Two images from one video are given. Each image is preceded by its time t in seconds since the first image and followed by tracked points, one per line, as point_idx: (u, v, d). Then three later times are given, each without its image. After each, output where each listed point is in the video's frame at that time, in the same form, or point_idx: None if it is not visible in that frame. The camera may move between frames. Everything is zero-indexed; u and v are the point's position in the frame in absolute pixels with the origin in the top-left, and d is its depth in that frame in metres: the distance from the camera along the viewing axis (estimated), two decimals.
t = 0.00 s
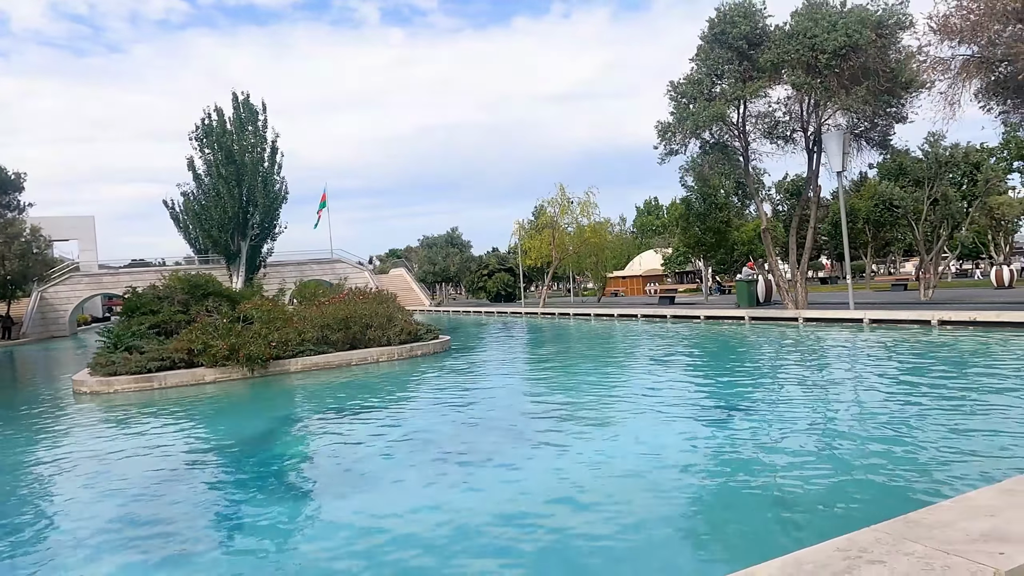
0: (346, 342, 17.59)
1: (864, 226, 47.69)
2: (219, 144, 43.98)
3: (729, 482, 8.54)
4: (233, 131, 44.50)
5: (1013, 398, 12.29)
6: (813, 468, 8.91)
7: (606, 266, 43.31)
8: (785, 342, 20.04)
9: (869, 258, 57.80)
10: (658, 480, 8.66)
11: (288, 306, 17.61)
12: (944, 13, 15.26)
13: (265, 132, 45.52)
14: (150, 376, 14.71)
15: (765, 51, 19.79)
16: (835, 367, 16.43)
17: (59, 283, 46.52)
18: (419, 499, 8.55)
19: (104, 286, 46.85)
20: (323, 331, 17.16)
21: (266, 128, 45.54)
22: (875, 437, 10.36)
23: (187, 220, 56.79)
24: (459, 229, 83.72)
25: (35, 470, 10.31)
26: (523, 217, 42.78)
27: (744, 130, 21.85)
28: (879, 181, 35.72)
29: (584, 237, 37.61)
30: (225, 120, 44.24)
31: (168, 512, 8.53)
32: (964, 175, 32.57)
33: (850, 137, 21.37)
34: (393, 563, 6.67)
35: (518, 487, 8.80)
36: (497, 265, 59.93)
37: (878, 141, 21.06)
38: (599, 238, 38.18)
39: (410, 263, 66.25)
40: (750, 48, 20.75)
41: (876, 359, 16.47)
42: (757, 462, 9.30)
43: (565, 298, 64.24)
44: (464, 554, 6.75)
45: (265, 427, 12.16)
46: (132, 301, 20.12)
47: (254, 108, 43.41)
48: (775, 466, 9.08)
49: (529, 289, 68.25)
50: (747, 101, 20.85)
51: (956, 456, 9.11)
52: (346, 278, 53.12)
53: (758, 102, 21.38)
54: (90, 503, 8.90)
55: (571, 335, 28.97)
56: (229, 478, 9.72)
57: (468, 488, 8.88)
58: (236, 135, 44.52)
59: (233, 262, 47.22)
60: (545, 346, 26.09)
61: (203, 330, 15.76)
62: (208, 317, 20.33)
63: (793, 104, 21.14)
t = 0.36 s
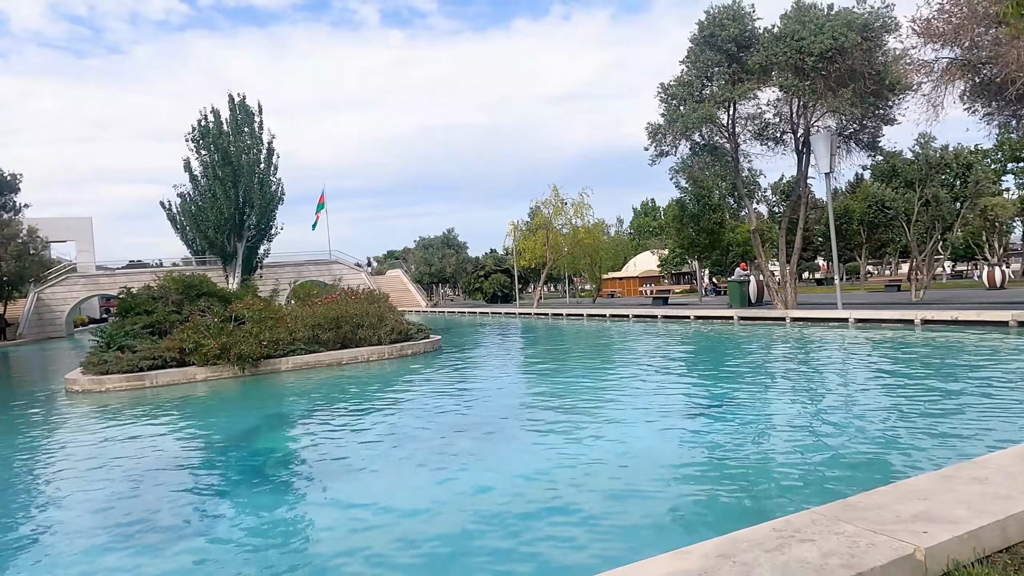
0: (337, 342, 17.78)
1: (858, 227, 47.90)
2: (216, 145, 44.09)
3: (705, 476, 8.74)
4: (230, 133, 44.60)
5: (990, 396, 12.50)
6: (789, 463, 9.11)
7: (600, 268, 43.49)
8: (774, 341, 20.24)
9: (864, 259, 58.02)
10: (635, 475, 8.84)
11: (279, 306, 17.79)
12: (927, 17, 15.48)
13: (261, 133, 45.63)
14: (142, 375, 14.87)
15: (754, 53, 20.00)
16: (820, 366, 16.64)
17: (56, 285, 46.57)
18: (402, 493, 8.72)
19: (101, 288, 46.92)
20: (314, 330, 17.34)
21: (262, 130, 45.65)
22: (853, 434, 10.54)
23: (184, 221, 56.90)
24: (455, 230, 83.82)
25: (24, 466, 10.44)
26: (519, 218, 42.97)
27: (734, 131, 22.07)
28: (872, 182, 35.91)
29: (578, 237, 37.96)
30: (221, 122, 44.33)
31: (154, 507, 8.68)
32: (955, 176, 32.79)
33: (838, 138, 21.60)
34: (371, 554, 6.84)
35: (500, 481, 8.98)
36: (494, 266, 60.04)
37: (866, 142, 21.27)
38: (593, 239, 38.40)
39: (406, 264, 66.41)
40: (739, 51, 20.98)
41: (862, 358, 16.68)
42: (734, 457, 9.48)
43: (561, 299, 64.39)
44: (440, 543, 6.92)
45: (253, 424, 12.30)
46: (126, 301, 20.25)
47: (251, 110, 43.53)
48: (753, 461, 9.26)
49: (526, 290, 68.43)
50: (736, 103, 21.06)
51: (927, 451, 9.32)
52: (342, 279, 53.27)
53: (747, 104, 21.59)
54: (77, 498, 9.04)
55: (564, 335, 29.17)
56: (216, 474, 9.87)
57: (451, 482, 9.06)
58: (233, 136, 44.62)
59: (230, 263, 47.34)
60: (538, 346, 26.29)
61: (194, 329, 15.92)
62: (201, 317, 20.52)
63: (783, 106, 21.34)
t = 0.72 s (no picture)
0: (335, 342, 17.96)
1: (861, 227, 47.80)
2: (219, 147, 44.29)
3: (690, 464, 8.84)
4: (233, 134, 44.79)
5: (980, 395, 12.57)
6: (776, 457, 9.19)
7: (602, 269, 43.59)
8: (771, 341, 20.30)
9: (868, 260, 57.91)
10: (620, 462, 8.95)
11: (277, 307, 17.98)
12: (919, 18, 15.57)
13: (264, 135, 45.82)
14: (141, 375, 15.06)
15: (749, 54, 20.10)
16: (813, 366, 16.73)
17: (61, 286, 46.82)
18: (390, 474, 8.81)
19: (106, 288, 47.16)
20: (311, 331, 17.53)
21: (265, 131, 45.86)
22: (841, 432, 10.64)
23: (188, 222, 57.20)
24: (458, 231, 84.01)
25: (21, 459, 10.59)
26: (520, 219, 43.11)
27: (730, 132, 22.18)
28: (874, 183, 35.87)
29: (578, 238, 38.08)
30: (225, 124, 44.52)
31: (146, 491, 8.78)
32: (956, 176, 32.74)
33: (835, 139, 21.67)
34: (353, 532, 6.95)
35: (488, 465, 9.09)
36: (496, 267, 60.15)
37: (864, 143, 21.33)
38: (594, 239, 38.49)
39: (409, 265, 66.60)
40: (735, 52, 21.10)
41: (858, 358, 16.75)
42: (721, 451, 9.57)
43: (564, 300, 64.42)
44: (421, 521, 7.04)
45: (250, 420, 12.41)
46: (128, 301, 20.47)
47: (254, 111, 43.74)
48: (741, 454, 9.34)
49: (528, 291, 68.51)
50: (733, 104, 21.16)
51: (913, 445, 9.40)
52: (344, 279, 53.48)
53: (744, 105, 21.69)
54: (73, 486, 9.15)
55: (564, 335, 29.29)
56: (210, 461, 9.97)
57: (440, 466, 9.15)
58: (236, 138, 44.80)
59: (233, 264, 47.56)
60: (537, 345, 26.41)
61: (193, 330, 16.11)
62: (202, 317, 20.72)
63: (780, 107, 21.43)
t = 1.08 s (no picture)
0: (344, 339, 18.23)
1: (874, 223, 47.48)
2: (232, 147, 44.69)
3: (690, 457, 8.96)
4: (246, 134, 45.15)
5: (983, 391, 12.59)
6: (776, 450, 9.29)
7: (612, 266, 43.67)
8: (779, 337, 20.33)
9: (880, 257, 57.54)
10: (622, 454, 9.09)
11: (286, 305, 18.28)
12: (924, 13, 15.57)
13: (276, 135, 46.14)
14: (154, 371, 15.40)
15: (756, 51, 20.13)
16: (820, 362, 16.78)
17: (79, 284, 47.55)
18: (396, 466, 9.00)
19: (123, 287, 47.81)
20: (320, 328, 17.80)
21: (277, 131, 46.18)
22: (844, 427, 10.71)
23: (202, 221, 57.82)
24: (470, 229, 84.36)
25: (41, 450, 10.89)
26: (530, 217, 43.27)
27: (737, 129, 22.21)
28: (886, 179, 35.69)
29: (588, 236, 38.14)
30: (237, 124, 44.88)
31: (162, 478, 9.02)
32: (969, 172, 32.51)
33: (843, 135, 21.66)
34: (358, 516, 7.15)
35: (492, 457, 9.26)
36: (507, 265, 60.34)
37: (873, 139, 21.29)
38: (603, 237, 38.54)
39: (420, 263, 66.96)
40: (741, 49, 21.14)
41: (865, 354, 16.76)
42: (720, 444, 9.71)
43: (574, 297, 64.51)
44: (424, 509, 7.22)
45: (263, 414, 12.65)
46: (143, 300, 20.85)
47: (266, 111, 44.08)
48: (741, 448, 9.45)
49: (539, 289, 68.65)
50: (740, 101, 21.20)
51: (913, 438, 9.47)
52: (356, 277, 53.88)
53: (751, 101, 21.71)
54: (93, 473, 9.42)
55: (573, 331, 29.41)
56: (225, 453, 10.21)
57: (444, 458, 9.34)
58: (249, 138, 45.17)
59: (246, 263, 48.03)
60: (546, 342, 26.60)
61: (204, 326, 16.44)
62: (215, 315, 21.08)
63: (787, 104, 21.44)
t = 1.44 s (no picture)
0: (385, 335, 18.67)
1: (923, 212, 46.21)
2: (276, 149, 45.74)
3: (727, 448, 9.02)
4: (289, 136, 46.16)
5: None
6: (814, 443, 9.29)
7: (652, 260, 43.47)
8: (822, 330, 20.06)
9: (931, 247, 55.91)
10: (658, 446, 9.20)
11: (330, 302, 18.80)
12: None
13: (319, 135, 47.00)
14: (207, 367, 16.05)
15: (795, 40, 19.91)
16: (863, 355, 16.54)
17: (134, 284, 49.33)
18: (438, 459, 9.25)
19: (175, 286, 49.43)
20: (362, 324, 18.26)
21: (319, 132, 47.01)
22: (886, 422, 10.60)
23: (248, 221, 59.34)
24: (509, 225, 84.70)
25: (105, 442, 11.47)
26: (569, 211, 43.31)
27: (777, 120, 21.95)
28: (934, 167, 34.73)
29: (626, 230, 38.04)
30: (281, 126, 45.88)
31: (218, 469, 9.45)
32: None
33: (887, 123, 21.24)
34: (402, 503, 7.42)
35: (531, 450, 9.46)
36: (546, 260, 60.42)
37: (919, 127, 20.82)
38: (642, 230, 38.37)
39: (460, 259, 67.55)
40: (781, 38, 20.88)
41: (911, 347, 16.45)
42: (757, 436, 9.73)
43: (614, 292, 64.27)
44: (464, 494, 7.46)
45: (311, 409, 13.08)
46: (195, 298, 21.66)
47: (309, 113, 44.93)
48: (779, 441, 9.46)
49: (578, 284, 68.59)
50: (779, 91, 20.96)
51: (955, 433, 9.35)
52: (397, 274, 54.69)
53: (791, 91, 21.44)
54: (154, 464, 9.92)
55: (612, 326, 29.42)
56: (276, 445, 10.62)
57: (485, 451, 9.57)
58: (292, 139, 46.16)
59: (291, 261, 49.13)
60: (585, 336, 26.72)
61: (253, 324, 17.03)
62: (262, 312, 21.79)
63: (829, 93, 21.11)
